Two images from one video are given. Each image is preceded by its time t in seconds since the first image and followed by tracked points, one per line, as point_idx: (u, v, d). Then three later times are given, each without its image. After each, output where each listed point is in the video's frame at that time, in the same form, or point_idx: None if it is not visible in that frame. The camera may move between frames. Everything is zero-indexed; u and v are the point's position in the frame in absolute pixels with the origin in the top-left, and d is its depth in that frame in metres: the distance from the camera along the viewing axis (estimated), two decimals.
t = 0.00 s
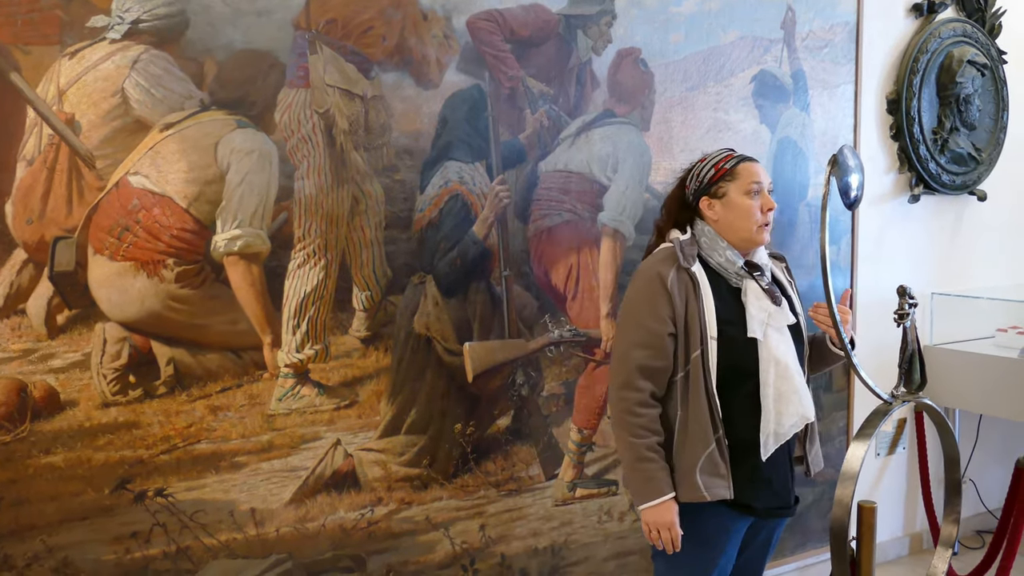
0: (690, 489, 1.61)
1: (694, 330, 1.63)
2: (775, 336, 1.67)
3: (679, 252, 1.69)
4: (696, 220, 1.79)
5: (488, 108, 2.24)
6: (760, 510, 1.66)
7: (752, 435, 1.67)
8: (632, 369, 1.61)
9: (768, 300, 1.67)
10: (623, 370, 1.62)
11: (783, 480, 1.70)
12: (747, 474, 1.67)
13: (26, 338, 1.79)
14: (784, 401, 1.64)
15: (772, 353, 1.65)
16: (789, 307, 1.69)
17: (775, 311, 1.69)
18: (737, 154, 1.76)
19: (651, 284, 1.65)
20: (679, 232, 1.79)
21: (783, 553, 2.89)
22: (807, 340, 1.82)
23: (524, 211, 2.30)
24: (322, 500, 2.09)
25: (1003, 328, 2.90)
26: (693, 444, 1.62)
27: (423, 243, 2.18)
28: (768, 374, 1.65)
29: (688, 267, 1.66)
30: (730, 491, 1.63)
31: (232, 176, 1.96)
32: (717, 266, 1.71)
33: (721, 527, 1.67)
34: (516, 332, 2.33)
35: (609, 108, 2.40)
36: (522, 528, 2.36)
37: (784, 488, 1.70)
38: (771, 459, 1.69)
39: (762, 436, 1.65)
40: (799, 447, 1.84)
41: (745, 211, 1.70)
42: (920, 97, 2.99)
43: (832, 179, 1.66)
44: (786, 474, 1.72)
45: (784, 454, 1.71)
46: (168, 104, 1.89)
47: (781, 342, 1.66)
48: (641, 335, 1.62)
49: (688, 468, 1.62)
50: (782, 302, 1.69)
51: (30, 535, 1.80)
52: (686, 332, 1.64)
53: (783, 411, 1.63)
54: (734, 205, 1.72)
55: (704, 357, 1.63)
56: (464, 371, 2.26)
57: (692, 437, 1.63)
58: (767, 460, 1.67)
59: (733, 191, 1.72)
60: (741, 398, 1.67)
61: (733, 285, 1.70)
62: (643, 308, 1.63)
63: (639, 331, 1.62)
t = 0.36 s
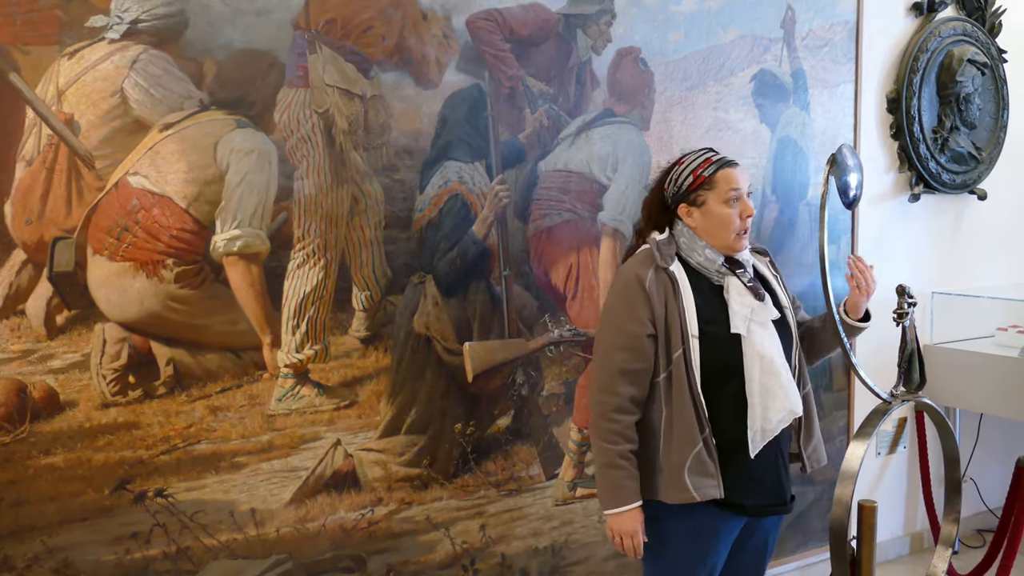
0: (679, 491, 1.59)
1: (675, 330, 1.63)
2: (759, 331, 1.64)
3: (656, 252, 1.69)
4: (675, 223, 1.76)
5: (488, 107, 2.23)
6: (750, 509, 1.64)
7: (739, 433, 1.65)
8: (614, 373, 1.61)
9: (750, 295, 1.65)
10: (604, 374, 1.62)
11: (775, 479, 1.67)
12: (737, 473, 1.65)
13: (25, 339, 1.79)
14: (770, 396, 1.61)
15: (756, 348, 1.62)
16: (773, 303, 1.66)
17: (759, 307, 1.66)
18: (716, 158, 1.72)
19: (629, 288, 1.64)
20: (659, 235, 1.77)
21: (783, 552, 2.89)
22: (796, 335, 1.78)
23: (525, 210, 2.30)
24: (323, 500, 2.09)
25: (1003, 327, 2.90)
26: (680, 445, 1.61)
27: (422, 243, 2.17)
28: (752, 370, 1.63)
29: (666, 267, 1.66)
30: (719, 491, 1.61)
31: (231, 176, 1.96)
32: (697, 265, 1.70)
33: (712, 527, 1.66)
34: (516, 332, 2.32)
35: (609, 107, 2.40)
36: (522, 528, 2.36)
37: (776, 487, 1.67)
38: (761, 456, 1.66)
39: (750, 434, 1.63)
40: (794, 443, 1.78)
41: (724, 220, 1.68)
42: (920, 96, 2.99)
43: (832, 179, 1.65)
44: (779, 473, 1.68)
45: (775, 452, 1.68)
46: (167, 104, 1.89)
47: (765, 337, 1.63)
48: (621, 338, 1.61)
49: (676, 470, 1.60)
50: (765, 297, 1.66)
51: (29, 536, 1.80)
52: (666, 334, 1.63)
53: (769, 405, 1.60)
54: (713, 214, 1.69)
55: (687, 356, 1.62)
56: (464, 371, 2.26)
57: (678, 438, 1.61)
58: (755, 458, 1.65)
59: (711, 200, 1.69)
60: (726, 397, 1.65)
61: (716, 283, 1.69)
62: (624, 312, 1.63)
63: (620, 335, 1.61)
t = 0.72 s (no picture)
0: (661, 494, 1.57)
1: (654, 332, 1.60)
2: (741, 331, 1.60)
3: (634, 257, 1.67)
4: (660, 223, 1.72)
5: (487, 106, 2.23)
6: (736, 509, 1.59)
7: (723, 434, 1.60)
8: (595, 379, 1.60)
9: (731, 295, 1.61)
10: (586, 380, 1.62)
11: (763, 478, 1.61)
12: (722, 474, 1.60)
13: (25, 338, 1.79)
14: (752, 398, 1.56)
15: (737, 347, 1.58)
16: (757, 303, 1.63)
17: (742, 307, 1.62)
18: (702, 156, 1.68)
19: (610, 293, 1.64)
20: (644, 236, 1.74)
21: (782, 551, 2.90)
22: (786, 332, 1.71)
23: (524, 210, 2.30)
24: (322, 499, 2.09)
25: (1002, 326, 2.89)
26: (663, 448, 1.58)
27: (422, 242, 2.17)
28: (733, 372, 1.59)
29: (645, 271, 1.64)
30: (704, 494, 1.58)
31: (231, 176, 1.96)
32: (679, 267, 1.67)
33: (698, 529, 1.62)
34: (515, 331, 2.33)
35: (609, 107, 2.40)
36: (521, 527, 2.36)
37: (765, 487, 1.61)
38: (745, 456, 1.61)
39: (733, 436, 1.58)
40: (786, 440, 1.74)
41: (707, 219, 1.63)
42: (919, 96, 2.99)
43: (831, 178, 1.65)
44: (769, 472, 1.63)
45: (765, 453, 1.62)
46: (167, 103, 1.89)
47: (747, 338, 1.59)
48: (600, 343, 1.61)
49: (658, 474, 1.58)
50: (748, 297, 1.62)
51: (29, 535, 1.80)
52: (647, 337, 1.60)
53: (750, 405, 1.56)
54: (697, 212, 1.65)
55: (667, 359, 1.59)
56: (463, 370, 2.26)
57: (661, 441, 1.58)
58: (740, 458, 1.60)
59: (696, 198, 1.65)
60: (709, 398, 1.61)
61: (699, 284, 1.65)
62: (604, 318, 1.62)
63: (601, 341, 1.61)
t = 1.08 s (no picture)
0: (646, 494, 1.57)
1: (640, 333, 1.60)
2: (727, 331, 1.59)
3: (622, 258, 1.67)
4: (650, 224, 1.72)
5: (487, 106, 2.23)
6: (723, 510, 1.58)
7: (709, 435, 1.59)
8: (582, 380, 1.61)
9: (720, 295, 1.60)
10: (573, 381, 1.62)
11: (752, 478, 1.60)
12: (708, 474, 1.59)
13: (25, 337, 1.79)
14: (737, 398, 1.55)
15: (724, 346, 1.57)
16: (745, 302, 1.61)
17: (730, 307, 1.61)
18: (689, 154, 1.68)
19: (597, 294, 1.64)
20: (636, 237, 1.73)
21: (782, 551, 2.90)
22: (779, 333, 1.70)
23: (524, 209, 2.30)
24: (322, 498, 2.09)
25: (1002, 326, 2.89)
26: (648, 448, 1.58)
27: (421, 241, 2.17)
28: (719, 371, 1.58)
29: (632, 272, 1.64)
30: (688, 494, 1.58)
31: (230, 175, 1.96)
32: (669, 267, 1.66)
33: (689, 529, 1.61)
34: (514, 331, 2.33)
35: (608, 106, 2.40)
36: (521, 527, 2.36)
37: (754, 487, 1.60)
38: (733, 455, 1.60)
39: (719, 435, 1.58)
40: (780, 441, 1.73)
41: (695, 216, 1.63)
42: (919, 96, 2.99)
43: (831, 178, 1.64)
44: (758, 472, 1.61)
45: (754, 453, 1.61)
46: (167, 102, 1.89)
47: (734, 337, 1.58)
48: (586, 344, 1.61)
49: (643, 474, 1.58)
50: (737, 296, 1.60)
51: (28, 534, 1.80)
52: (633, 338, 1.61)
53: (735, 405, 1.55)
54: (685, 210, 1.64)
55: (653, 359, 1.59)
56: (463, 370, 2.26)
57: (646, 441, 1.59)
58: (726, 457, 1.59)
59: (683, 196, 1.64)
60: (695, 398, 1.60)
61: (689, 284, 1.64)
62: (590, 319, 1.63)
63: (587, 342, 1.61)
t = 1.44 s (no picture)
0: (640, 494, 1.58)
1: (638, 333, 1.60)
2: (726, 333, 1.58)
3: (623, 258, 1.68)
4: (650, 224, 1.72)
5: (487, 106, 2.24)
6: (719, 511, 1.59)
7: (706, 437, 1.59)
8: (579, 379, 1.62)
9: (720, 297, 1.60)
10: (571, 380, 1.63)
11: (749, 480, 1.60)
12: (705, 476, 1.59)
13: (25, 336, 1.79)
14: (733, 400, 1.55)
15: (721, 349, 1.57)
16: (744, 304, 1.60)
17: (729, 309, 1.60)
18: (688, 155, 1.68)
19: (597, 293, 1.65)
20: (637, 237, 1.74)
21: (782, 551, 2.90)
22: (780, 336, 1.70)
23: (525, 209, 2.30)
24: (322, 498, 2.09)
25: (1002, 327, 2.89)
26: (644, 448, 1.59)
27: (422, 241, 2.18)
28: (716, 373, 1.57)
29: (632, 272, 1.65)
30: (684, 495, 1.58)
31: (231, 175, 1.96)
32: (670, 267, 1.66)
33: (685, 529, 1.61)
34: (515, 331, 2.33)
35: (609, 107, 2.40)
36: (521, 527, 2.37)
37: (751, 489, 1.60)
38: (730, 457, 1.60)
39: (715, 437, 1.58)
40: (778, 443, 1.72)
41: (692, 217, 1.63)
42: (919, 96, 2.99)
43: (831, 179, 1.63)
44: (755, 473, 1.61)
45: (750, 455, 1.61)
46: (168, 102, 1.89)
47: (732, 340, 1.57)
48: (584, 343, 1.62)
49: (637, 474, 1.59)
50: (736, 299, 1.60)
51: (28, 533, 1.80)
52: (632, 338, 1.61)
53: (732, 408, 1.55)
54: (682, 210, 1.64)
55: (651, 359, 1.60)
56: (463, 370, 2.26)
57: (642, 441, 1.59)
58: (723, 459, 1.59)
59: (680, 197, 1.64)
60: (693, 400, 1.60)
61: (688, 285, 1.64)
62: (589, 318, 1.63)
63: (585, 341, 1.62)
